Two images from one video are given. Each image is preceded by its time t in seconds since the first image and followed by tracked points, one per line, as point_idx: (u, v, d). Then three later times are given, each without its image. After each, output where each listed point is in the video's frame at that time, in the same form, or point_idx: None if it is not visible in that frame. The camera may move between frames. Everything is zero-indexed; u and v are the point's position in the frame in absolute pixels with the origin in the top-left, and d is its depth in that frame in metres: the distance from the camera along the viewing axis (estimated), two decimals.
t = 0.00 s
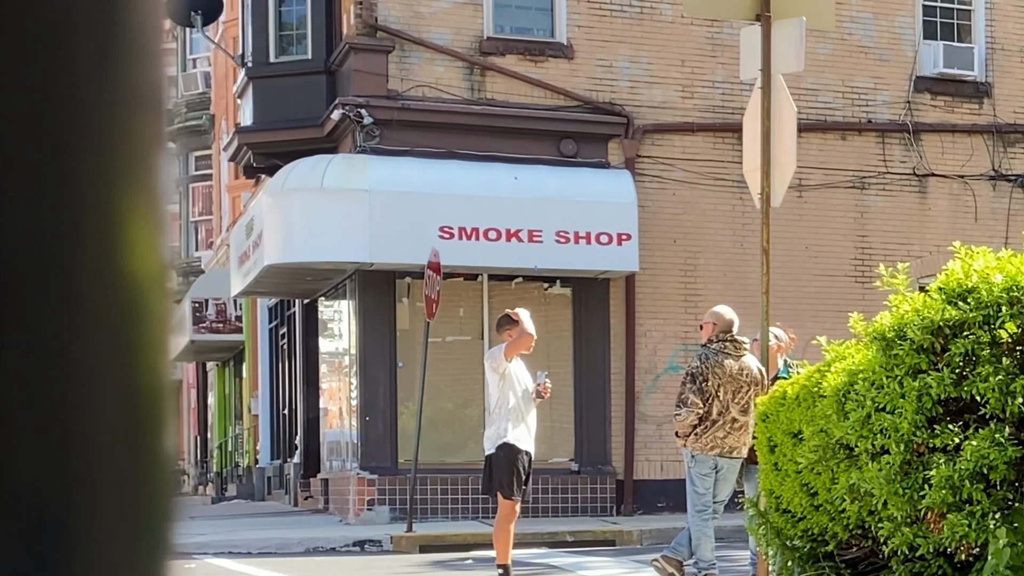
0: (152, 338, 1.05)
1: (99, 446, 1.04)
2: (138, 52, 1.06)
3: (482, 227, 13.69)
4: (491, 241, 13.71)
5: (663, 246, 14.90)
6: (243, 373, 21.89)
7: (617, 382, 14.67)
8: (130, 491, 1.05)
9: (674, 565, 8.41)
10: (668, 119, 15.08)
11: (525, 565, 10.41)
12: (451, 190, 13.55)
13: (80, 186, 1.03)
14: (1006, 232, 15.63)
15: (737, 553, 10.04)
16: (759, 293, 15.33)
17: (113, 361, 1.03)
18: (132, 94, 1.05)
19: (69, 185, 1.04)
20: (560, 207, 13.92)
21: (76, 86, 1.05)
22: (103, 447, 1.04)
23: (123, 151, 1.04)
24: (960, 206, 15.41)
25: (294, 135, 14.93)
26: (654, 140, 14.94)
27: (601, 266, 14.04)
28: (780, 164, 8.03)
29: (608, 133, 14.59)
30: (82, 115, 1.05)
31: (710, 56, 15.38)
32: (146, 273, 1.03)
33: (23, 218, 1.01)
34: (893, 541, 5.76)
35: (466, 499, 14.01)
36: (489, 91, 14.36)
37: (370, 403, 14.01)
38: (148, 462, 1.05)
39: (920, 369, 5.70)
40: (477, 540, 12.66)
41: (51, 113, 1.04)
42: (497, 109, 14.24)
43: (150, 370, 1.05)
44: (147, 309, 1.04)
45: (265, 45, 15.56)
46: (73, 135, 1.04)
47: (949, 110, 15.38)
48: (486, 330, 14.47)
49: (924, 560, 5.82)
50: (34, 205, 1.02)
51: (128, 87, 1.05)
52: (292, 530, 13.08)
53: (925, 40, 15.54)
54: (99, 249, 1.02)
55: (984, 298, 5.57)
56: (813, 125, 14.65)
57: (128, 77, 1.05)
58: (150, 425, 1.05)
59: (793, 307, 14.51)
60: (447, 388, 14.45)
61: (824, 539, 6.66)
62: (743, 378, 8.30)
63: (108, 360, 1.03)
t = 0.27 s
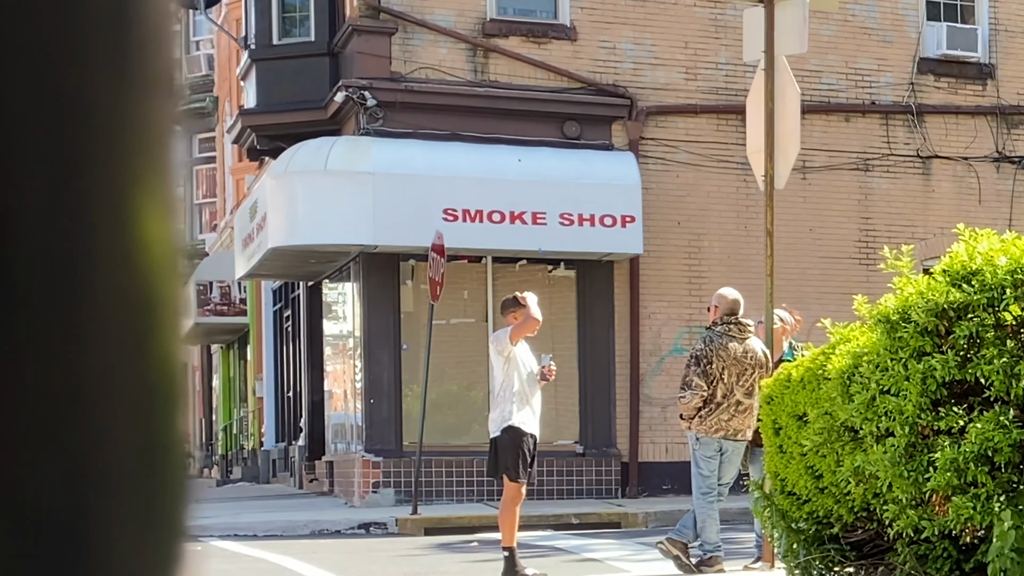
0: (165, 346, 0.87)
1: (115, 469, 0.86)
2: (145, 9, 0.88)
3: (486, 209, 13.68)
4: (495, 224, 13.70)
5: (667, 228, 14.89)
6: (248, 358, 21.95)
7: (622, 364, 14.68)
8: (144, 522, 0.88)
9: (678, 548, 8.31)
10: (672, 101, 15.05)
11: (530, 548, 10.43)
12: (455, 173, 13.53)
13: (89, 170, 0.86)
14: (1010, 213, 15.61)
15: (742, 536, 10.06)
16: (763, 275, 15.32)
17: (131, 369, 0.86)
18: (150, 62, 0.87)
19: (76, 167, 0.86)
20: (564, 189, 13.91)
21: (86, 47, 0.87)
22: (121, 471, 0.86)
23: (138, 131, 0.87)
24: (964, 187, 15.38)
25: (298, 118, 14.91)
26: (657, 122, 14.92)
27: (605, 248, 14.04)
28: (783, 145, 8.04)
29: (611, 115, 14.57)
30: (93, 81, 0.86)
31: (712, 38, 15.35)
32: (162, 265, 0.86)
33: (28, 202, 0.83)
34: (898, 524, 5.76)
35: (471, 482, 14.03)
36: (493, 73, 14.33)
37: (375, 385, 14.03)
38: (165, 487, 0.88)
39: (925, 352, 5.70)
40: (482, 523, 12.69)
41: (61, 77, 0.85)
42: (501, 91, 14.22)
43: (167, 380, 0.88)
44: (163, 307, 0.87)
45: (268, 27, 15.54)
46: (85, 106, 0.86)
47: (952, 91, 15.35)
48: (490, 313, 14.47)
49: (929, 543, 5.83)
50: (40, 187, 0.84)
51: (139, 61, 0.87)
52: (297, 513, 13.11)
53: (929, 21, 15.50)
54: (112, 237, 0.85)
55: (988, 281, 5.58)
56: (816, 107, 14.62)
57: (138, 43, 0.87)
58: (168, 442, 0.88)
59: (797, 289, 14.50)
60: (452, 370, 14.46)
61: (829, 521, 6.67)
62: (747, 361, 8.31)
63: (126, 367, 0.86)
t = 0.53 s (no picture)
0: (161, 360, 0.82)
1: (107, 472, 0.81)
2: None
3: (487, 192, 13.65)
4: (496, 206, 13.68)
5: (668, 211, 14.87)
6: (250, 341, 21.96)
7: (624, 347, 14.68)
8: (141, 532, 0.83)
9: (681, 530, 8.30)
10: (673, 83, 15.02)
11: (533, 530, 10.45)
12: (456, 156, 13.50)
13: (85, 172, 0.80)
14: (1012, 195, 15.59)
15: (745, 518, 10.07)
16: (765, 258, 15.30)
17: (119, 352, 0.81)
18: (143, 53, 0.81)
19: (79, 165, 0.81)
20: (565, 172, 13.88)
21: (65, 28, 0.82)
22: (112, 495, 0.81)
23: (132, 121, 0.81)
24: (966, 169, 15.35)
25: (299, 100, 14.90)
26: (659, 105, 14.88)
27: (607, 230, 14.02)
28: (786, 125, 7.98)
29: (613, 97, 14.54)
30: (90, 77, 0.81)
31: (713, 19, 15.31)
32: (156, 256, 0.81)
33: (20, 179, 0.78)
34: (902, 506, 5.76)
35: (474, 465, 14.04)
36: (494, 55, 14.30)
37: (378, 368, 14.02)
38: (158, 501, 0.84)
39: (927, 334, 5.69)
40: (485, 505, 12.70)
41: (59, 62, 0.81)
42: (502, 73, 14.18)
43: (158, 372, 0.82)
44: (157, 307, 0.82)
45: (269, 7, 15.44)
46: (78, 90, 0.81)
47: (954, 73, 15.31)
48: (492, 296, 14.47)
49: (931, 525, 5.84)
50: (27, 162, 0.79)
51: (127, 43, 0.81)
52: (300, 496, 13.13)
53: (930, 2, 15.45)
54: (108, 229, 0.80)
55: (989, 263, 5.56)
56: (818, 89, 14.58)
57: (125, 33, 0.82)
58: (162, 435, 0.82)
59: (798, 271, 14.49)
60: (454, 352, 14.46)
61: (831, 504, 6.68)
62: (749, 343, 8.33)
63: (116, 360, 0.81)
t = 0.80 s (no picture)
0: (118, 229, 1.35)
1: (82, 367, 1.38)
2: (112, 7, 1.35)
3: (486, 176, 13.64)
4: (495, 190, 13.66)
5: (667, 195, 14.87)
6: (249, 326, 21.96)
7: (624, 331, 14.69)
8: (107, 403, 1.40)
9: (681, 514, 8.33)
10: (671, 66, 15.01)
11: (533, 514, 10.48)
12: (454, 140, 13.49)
13: (66, 180, 1.36)
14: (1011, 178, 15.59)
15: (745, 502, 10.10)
16: (764, 242, 15.30)
17: (88, 296, 1.37)
18: (105, 99, 1.34)
19: (66, 177, 1.36)
20: (564, 155, 13.87)
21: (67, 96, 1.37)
22: (89, 380, 1.39)
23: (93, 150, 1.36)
24: (964, 152, 15.36)
25: (297, 84, 14.85)
26: (657, 88, 14.87)
27: (606, 214, 14.01)
28: (784, 110, 7.98)
29: (611, 81, 14.53)
30: (70, 123, 1.35)
31: (712, 3, 15.29)
32: (115, 232, 1.36)
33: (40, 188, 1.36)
34: (901, 490, 5.78)
35: (474, 449, 14.04)
36: (492, 39, 14.29)
37: (377, 353, 14.01)
38: (126, 385, 1.42)
39: (926, 318, 5.70)
40: (486, 490, 12.71)
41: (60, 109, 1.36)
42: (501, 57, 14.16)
43: (118, 308, 1.39)
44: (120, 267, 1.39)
45: None
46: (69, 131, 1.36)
47: (952, 56, 15.30)
48: (491, 280, 14.47)
49: (931, 508, 5.88)
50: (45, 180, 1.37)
51: (102, 99, 1.34)
52: (300, 481, 13.13)
53: None
54: (78, 205, 1.35)
55: (989, 246, 5.55)
56: (816, 72, 14.57)
57: (96, 23, 1.35)
58: (118, 349, 1.39)
59: (798, 255, 14.48)
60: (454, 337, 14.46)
61: (831, 487, 6.69)
62: (749, 327, 8.32)
63: (82, 299, 1.37)
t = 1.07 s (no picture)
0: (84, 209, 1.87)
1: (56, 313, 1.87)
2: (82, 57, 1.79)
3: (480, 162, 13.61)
4: (489, 176, 13.62)
5: (661, 181, 14.85)
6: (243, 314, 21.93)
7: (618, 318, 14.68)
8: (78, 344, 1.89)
9: (676, 501, 8.32)
10: (665, 52, 14.99)
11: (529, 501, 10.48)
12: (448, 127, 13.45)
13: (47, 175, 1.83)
14: (1006, 163, 15.59)
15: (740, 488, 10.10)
16: (758, 228, 15.29)
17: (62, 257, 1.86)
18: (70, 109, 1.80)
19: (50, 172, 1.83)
20: (557, 142, 13.84)
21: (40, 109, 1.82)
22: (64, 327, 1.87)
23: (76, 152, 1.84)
24: (959, 138, 15.35)
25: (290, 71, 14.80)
26: (651, 74, 14.85)
27: (600, 200, 13.98)
28: (778, 95, 7.94)
29: (605, 66, 14.50)
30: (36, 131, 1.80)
31: None
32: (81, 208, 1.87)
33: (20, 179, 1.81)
34: (897, 476, 5.78)
35: (469, 435, 14.03)
36: (485, 25, 14.25)
37: (371, 339, 13.98)
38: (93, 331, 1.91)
39: (920, 304, 5.69)
40: (482, 477, 12.71)
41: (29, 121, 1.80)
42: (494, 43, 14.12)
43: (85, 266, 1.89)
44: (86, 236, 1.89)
45: None
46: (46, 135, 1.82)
47: (947, 41, 15.29)
48: (485, 267, 14.45)
49: (926, 495, 5.89)
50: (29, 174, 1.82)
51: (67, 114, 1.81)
52: (296, 468, 13.12)
53: None
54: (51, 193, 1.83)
55: (984, 232, 5.53)
56: (810, 58, 14.54)
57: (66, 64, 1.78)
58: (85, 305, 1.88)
59: (793, 241, 14.46)
60: (448, 324, 14.45)
61: (827, 474, 6.69)
62: (744, 313, 8.32)
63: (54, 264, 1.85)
